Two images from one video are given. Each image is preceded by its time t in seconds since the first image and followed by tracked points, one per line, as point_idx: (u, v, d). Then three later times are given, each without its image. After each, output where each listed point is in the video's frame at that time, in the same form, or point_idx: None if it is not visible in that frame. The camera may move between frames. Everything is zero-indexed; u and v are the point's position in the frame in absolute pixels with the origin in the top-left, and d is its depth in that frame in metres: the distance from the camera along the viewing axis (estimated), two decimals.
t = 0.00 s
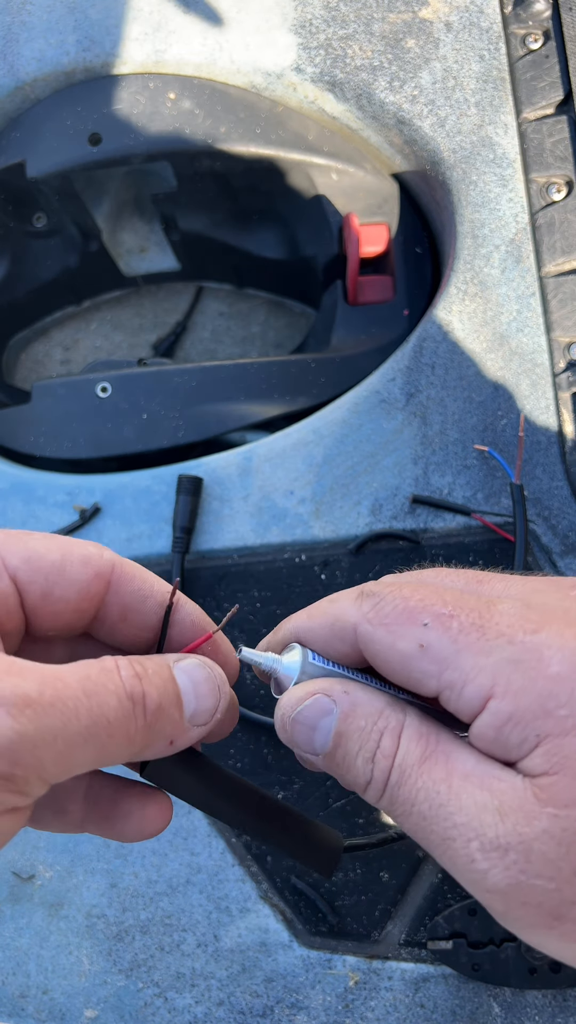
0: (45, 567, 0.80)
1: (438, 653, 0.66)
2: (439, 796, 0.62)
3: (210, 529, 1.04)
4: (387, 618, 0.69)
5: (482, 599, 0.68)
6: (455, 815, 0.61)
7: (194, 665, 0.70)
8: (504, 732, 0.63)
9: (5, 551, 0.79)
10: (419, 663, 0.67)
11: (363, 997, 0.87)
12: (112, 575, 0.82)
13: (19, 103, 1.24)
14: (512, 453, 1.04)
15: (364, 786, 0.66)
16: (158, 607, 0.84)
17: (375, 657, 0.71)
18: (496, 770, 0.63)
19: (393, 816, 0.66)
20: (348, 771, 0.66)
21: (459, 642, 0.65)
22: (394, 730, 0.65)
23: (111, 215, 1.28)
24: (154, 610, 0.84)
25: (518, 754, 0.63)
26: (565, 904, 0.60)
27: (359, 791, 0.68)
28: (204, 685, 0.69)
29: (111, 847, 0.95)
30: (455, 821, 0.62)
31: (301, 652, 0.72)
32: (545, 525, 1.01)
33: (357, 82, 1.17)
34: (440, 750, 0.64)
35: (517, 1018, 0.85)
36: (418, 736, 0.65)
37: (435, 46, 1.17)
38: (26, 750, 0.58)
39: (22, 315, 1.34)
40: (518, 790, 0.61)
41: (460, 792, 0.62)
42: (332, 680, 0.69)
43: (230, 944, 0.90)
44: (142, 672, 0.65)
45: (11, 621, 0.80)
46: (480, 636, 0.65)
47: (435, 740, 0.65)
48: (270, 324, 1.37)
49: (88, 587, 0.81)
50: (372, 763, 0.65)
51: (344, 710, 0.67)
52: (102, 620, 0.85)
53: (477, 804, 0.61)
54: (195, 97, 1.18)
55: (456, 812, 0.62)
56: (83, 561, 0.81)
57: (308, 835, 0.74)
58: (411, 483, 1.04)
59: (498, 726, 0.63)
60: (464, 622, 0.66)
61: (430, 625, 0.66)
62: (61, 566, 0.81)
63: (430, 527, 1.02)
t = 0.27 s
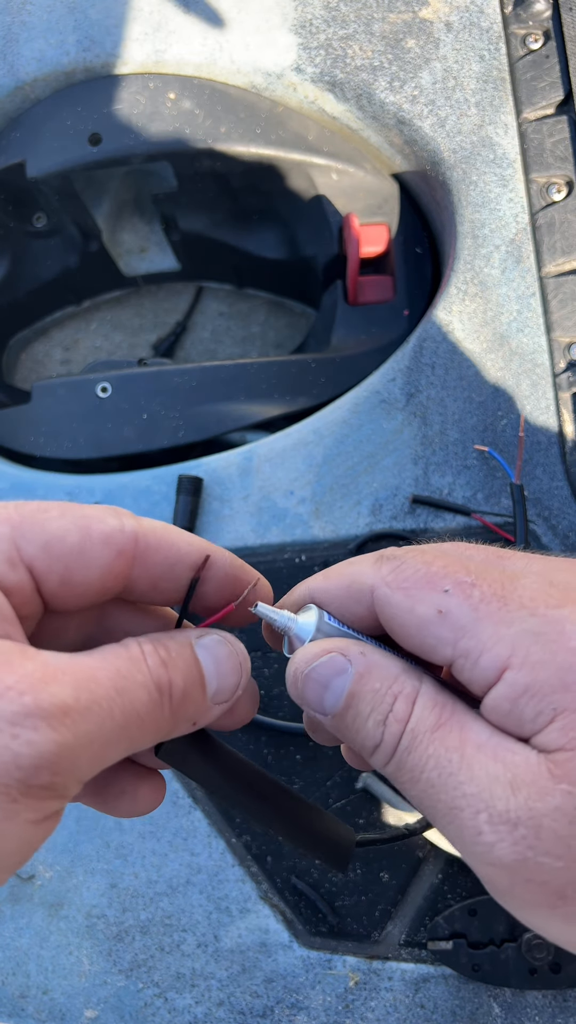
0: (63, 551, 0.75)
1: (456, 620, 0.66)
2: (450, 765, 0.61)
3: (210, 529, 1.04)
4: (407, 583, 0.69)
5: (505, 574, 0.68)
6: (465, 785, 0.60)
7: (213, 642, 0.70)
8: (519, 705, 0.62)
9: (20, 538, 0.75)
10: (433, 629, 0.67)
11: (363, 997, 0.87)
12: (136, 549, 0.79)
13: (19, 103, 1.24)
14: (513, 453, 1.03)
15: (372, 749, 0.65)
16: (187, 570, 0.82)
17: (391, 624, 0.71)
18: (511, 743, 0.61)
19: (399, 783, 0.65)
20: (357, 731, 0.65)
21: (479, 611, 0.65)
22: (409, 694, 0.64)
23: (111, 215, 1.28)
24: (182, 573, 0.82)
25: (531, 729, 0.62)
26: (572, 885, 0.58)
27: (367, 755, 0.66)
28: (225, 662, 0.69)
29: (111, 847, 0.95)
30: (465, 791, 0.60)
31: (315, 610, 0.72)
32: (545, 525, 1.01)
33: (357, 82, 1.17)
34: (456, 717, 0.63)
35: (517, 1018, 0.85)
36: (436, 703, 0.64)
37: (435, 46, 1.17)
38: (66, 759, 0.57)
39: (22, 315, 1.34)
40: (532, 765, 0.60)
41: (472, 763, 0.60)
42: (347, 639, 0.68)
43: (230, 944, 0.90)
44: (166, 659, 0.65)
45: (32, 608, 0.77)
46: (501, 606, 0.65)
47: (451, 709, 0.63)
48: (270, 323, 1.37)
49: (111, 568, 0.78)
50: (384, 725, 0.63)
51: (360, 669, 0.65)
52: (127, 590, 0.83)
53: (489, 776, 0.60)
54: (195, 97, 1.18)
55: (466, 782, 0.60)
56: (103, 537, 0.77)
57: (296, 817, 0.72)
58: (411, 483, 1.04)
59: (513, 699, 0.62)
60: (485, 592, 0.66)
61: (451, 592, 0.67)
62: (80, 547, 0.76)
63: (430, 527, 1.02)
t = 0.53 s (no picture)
0: (71, 572, 0.74)
1: (436, 632, 0.66)
2: (436, 779, 0.61)
3: (210, 529, 1.04)
4: (390, 596, 0.69)
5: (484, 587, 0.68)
6: (449, 799, 0.60)
7: (218, 652, 0.71)
8: (499, 717, 0.62)
9: (29, 556, 0.73)
10: (416, 642, 0.67)
11: (363, 997, 0.87)
12: (145, 572, 0.77)
13: (19, 103, 1.24)
14: (512, 453, 1.04)
15: (363, 764, 0.65)
16: (195, 594, 0.80)
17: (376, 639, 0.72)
18: (493, 757, 0.61)
19: (390, 798, 0.65)
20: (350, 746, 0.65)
21: (458, 624, 0.65)
22: (397, 708, 0.64)
23: (110, 215, 1.28)
24: (189, 597, 0.80)
25: (512, 741, 0.62)
26: (555, 897, 0.58)
27: (359, 768, 0.67)
28: (230, 673, 0.70)
29: (111, 847, 0.95)
30: (449, 805, 0.60)
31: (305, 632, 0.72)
32: (545, 525, 1.01)
33: (357, 82, 1.17)
34: (443, 730, 0.63)
35: (517, 1018, 0.85)
36: (424, 718, 0.63)
37: (436, 46, 1.17)
38: (79, 774, 0.57)
39: (22, 315, 1.34)
40: (514, 779, 0.60)
41: (457, 777, 0.60)
42: (339, 654, 0.69)
43: (230, 944, 0.90)
44: (173, 669, 0.66)
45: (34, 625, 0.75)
46: (479, 620, 0.65)
47: (438, 722, 0.63)
48: (270, 324, 1.37)
49: (120, 591, 0.76)
50: (373, 742, 0.64)
51: (349, 685, 0.66)
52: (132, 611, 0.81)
53: (473, 790, 0.60)
54: (195, 97, 1.18)
55: (450, 797, 0.60)
56: (112, 560, 0.75)
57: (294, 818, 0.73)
58: (411, 483, 1.04)
59: (492, 710, 0.62)
60: (464, 605, 0.66)
61: (432, 605, 0.67)
62: (92, 571, 0.74)
63: (430, 527, 1.02)
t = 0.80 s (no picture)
0: (86, 582, 0.74)
1: (449, 615, 0.67)
2: (447, 763, 0.61)
3: (210, 528, 1.04)
4: (403, 581, 0.70)
5: (497, 568, 0.68)
6: (460, 783, 0.60)
7: (226, 664, 0.71)
8: (510, 699, 0.62)
9: (45, 566, 0.73)
10: (427, 625, 0.68)
11: (363, 997, 0.87)
12: (157, 583, 0.77)
13: (19, 103, 1.24)
14: (513, 453, 1.03)
15: (373, 747, 0.65)
16: (205, 606, 0.80)
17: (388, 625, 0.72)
18: (506, 741, 0.61)
19: (398, 783, 0.65)
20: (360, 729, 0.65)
21: (470, 608, 0.66)
22: (410, 692, 0.64)
23: (110, 215, 1.28)
24: (200, 609, 0.80)
25: (523, 725, 0.62)
26: (564, 882, 0.57)
27: (368, 752, 0.67)
28: (238, 683, 0.70)
29: (111, 847, 0.95)
30: (460, 790, 0.60)
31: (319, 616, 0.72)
32: (545, 525, 1.01)
33: (357, 82, 1.17)
34: (455, 716, 0.63)
35: (517, 1018, 0.85)
36: (436, 704, 0.64)
37: (436, 46, 1.17)
38: (99, 783, 0.56)
39: (22, 315, 1.34)
40: (526, 763, 0.59)
41: (468, 762, 0.60)
42: (352, 639, 0.69)
43: (230, 944, 0.90)
44: (186, 680, 0.66)
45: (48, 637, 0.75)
46: (491, 604, 0.65)
47: (450, 708, 0.63)
48: (270, 323, 1.37)
49: (133, 602, 0.76)
50: (385, 725, 0.64)
51: (362, 667, 0.65)
52: (143, 623, 0.81)
53: (484, 774, 0.60)
54: (195, 97, 1.18)
55: (461, 781, 0.60)
56: (125, 570, 0.75)
57: (292, 823, 0.72)
58: (411, 483, 1.04)
59: (504, 693, 0.62)
60: (477, 590, 0.67)
61: (445, 590, 0.68)
62: (106, 581, 0.75)
63: (430, 527, 1.02)
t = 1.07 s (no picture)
0: (80, 582, 0.74)
1: (432, 627, 0.67)
2: (434, 772, 0.61)
3: (210, 529, 1.04)
4: (388, 594, 0.69)
5: (478, 580, 0.68)
6: (447, 792, 0.60)
7: (217, 658, 0.71)
8: (493, 707, 0.62)
9: (39, 566, 0.73)
10: (411, 637, 0.68)
11: (363, 997, 0.87)
12: (150, 582, 0.77)
13: (19, 103, 1.24)
14: (513, 453, 1.03)
15: (361, 758, 0.65)
16: (196, 606, 0.80)
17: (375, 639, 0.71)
18: (491, 751, 0.61)
19: (388, 793, 0.65)
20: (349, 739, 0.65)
21: (453, 618, 0.66)
22: (398, 704, 0.64)
23: (110, 215, 1.28)
24: (194, 608, 0.80)
25: (506, 733, 0.62)
26: (552, 888, 0.57)
27: (356, 763, 0.67)
28: (231, 677, 0.70)
29: (111, 847, 0.95)
30: (447, 799, 0.60)
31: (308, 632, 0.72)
32: (546, 525, 1.01)
33: (357, 82, 1.17)
34: (442, 726, 0.63)
35: (517, 1018, 0.85)
36: (424, 713, 0.63)
37: (436, 46, 1.17)
38: (98, 775, 0.57)
39: (22, 315, 1.34)
40: (511, 771, 0.59)
41: (455, 771, 0.60)
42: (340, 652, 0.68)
43: (230, 944, 0.90)
44: (179, 677, 0.66)
45: (44, 637, 0.75)
46: (473, 613, 0.65)
47: (437, 718, 0.63)
48: (270, 324, 1.37)
49: (125, 600, 0.76)
50: (373, 736, 0.63)
51: (351, 679, 0.65)
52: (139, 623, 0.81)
53: (470, 783, 0.60)
54: (195, 97, 1.18)
55: (448, 790, 0.60)
56: (118, 570, 0.76)
57: (294, 824, 0.71)
58: (411, 483, 1.04)
59: (487, 701, 0.62)
60: (459, 600, 0.67)
61: (428, 601, 0.68)
62: (98, 579, 0.74)
63: (430, 527, 1.02)
